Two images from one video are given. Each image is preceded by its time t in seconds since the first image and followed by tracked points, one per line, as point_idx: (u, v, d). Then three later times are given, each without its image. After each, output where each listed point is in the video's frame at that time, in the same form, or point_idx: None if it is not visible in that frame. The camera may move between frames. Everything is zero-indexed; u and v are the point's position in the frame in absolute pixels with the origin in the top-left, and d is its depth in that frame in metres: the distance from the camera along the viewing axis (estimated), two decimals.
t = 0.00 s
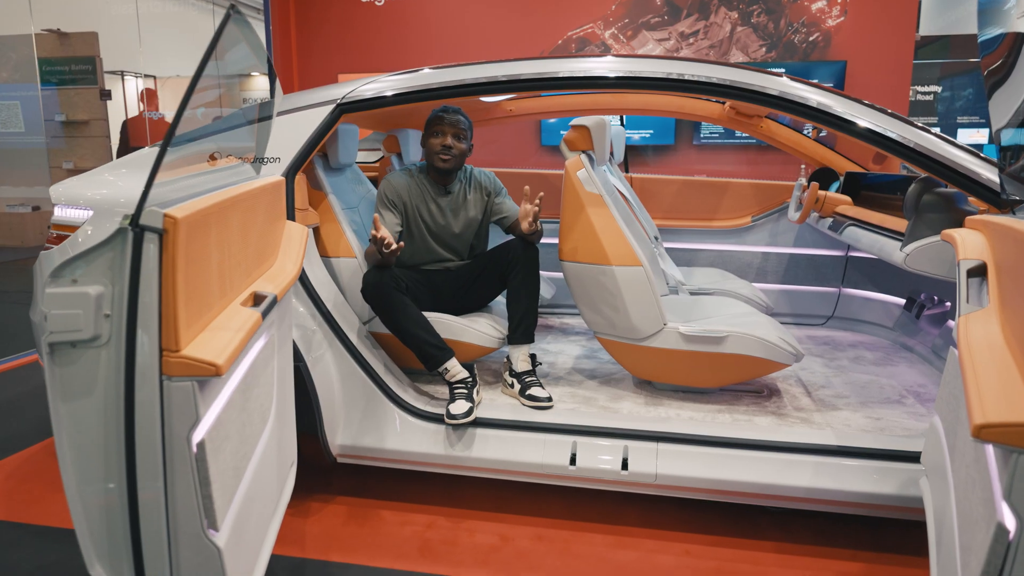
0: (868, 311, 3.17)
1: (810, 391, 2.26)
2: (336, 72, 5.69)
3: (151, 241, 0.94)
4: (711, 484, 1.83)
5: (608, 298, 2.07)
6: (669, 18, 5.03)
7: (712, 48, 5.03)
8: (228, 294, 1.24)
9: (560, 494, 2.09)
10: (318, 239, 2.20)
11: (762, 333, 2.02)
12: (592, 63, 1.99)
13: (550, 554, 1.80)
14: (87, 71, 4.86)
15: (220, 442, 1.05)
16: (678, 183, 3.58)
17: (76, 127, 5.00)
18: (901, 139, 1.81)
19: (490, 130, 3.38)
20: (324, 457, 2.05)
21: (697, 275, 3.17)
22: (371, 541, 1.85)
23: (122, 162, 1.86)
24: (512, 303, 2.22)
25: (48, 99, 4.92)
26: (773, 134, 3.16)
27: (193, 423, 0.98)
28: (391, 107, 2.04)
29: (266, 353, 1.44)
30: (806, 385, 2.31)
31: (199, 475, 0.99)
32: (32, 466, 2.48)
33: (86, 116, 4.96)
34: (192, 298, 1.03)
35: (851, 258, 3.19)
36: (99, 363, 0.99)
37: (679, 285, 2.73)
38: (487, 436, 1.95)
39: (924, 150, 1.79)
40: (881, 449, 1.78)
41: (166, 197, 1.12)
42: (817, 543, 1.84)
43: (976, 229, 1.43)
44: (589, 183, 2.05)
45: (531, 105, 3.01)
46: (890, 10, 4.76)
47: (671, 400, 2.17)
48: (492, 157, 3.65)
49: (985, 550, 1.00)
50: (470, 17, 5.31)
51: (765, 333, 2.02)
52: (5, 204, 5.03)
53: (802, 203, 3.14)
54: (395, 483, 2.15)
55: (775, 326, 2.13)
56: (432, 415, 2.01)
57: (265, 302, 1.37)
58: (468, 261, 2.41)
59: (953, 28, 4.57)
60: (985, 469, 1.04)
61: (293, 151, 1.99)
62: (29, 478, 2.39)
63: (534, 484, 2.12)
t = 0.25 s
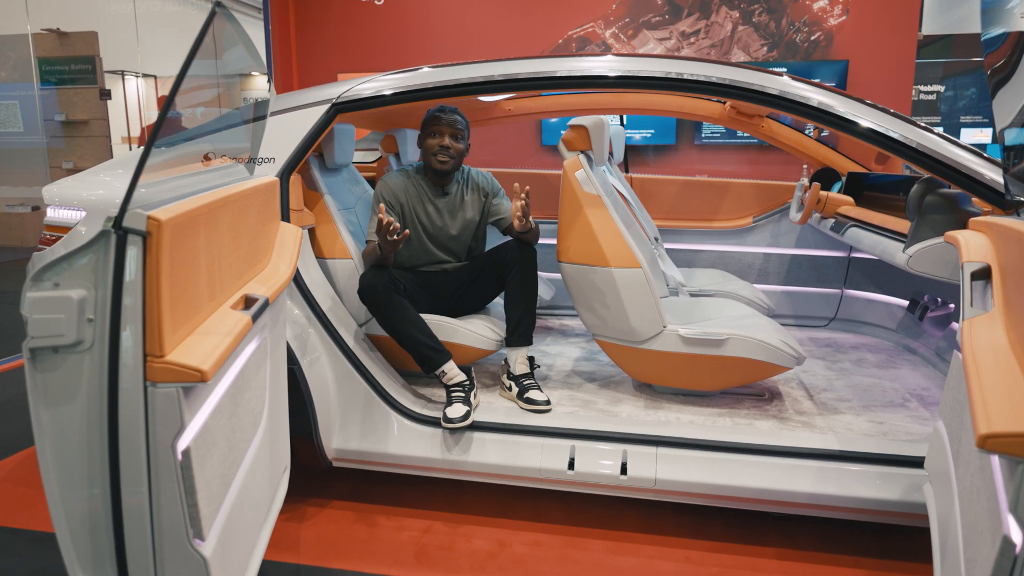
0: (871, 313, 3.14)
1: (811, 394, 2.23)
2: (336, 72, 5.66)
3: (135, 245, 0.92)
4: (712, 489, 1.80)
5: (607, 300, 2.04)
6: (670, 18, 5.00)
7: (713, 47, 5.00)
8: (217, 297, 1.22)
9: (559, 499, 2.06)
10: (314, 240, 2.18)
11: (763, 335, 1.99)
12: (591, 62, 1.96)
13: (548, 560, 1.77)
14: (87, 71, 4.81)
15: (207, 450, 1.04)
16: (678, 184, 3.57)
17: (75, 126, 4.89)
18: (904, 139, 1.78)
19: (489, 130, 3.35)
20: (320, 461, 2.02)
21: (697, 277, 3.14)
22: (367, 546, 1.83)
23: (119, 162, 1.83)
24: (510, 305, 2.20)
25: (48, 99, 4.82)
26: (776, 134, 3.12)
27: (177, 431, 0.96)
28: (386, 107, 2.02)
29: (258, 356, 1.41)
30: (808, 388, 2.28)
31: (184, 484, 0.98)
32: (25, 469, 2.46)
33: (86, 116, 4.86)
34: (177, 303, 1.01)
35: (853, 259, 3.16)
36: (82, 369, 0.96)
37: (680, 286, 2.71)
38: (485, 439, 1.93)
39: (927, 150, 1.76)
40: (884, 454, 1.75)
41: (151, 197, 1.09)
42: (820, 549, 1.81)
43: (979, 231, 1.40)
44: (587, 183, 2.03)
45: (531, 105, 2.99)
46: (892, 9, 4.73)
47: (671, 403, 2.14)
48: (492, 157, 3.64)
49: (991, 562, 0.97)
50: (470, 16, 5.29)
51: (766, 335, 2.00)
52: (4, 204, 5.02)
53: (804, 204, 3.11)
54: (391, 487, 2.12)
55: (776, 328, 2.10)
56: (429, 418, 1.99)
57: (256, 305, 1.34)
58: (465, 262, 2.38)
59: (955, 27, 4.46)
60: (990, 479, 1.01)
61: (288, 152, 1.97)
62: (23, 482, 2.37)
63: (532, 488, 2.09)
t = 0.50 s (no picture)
0: (874, 314, 3.11)
1: (814, 397, 2.20)
2: (336, 71, 5.64)
3: (119, 248, 0.90)
4: (713, 495, 1.77)
5: (606, 302, 2.01)
6: (671, 17, 4.97)
7: (714, 47, 4.97)
8: (206, 301, 1.19)
9: (557, 503, 2.03)
10: (310, 241, 2.16)
11: (765, 338, 1.96)
12: (591, 61, 1.94)
13: (546, 565, 1.75)
14: (86, 71, 4.71)
15: (194, 457, 1.01)
16: (680, 184, 3.53)
17: (74, 126, 4.74)
18: (907, 139, 1.75)
19: (489, 129, 3.33)
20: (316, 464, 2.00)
21: (698, 278, 3.11)
22: (362, 551, 1.80)
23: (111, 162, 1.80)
24: (508, 307, 2.17)
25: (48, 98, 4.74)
26: (777, 133, 3.09)
27: (163, 438, 0.93)
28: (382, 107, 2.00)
29: (250, 360, 1.39)
30: (810, 391, 2.25)
31: (170, 493, 0.96)
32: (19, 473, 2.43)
33: (86, 116, 4.70)
34: (163, 307, 0.98)
35: (856, 260, 3.13)
36: (65, 375, 0.92)
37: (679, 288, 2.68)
38: (482, 443, 1.90)
39: (930, 150, 1.73)
40: (887, 459, 1.73)
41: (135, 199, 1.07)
42: (822, 555, 1.78)
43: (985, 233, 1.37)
44: (586, 184, 2.01)
45: (529, 105, 3.00)
46: (894, 8, 4.70)
47: (671, 407, 2.11)
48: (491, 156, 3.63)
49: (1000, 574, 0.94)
50: (470, 16, 5.26)
51: (768, 338, 1.97)
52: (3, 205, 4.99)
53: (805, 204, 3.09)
54: (388, 491, 2.10)
55: (778, 330, 2.08)
56: (426, 421, 1.96)
57: (247, 308, 1.32)
58: (463, 263, 2.36)
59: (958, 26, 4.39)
60: (999, 489, 0.99)
61: (283, 152, 1.95)
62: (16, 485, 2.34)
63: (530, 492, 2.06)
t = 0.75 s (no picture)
0: (876, 316, 3.08)
1: (816, 400, 2.17)
2: (336, 71, 5.61)
3: (102, 250, 0.87)
4: (715, 500, 1.74)
5: (606, 304, 1.99)
6: (671, 16, 4.94)
7: (715, 46, 4.94)
8: (196, 304, 1.17)
9: (556, 508, 2.01)
10: (306, 242, 2.14)
11: (766, 340, 1.94)
12: (592, 60, 1.91)
13: (545, 572, 1.72)
14: (85, 71, 4.66)
15: (183, 465, 0.99)
16: (681, 184, 3.51)
17: (73, 126, 4.68)
18: (912, 138, 1.72)
19: (488, 128, 3.30)
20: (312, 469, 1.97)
21: (699, 279, 3.09)
22: (358, 557, 1.78)
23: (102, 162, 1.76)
24: (506, 309, 2.15)
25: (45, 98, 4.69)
26: (778, 133, 3.06)
27: (149, 446, 0.91)
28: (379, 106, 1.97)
29: (243, 364, 1.36)
30: (812, 394, 2.22)
31: (157, 502, 0.93)
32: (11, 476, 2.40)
33: (84, 115, 4.63)
34: (150, 311, 0.96)
35: (858, 261, 3.10)
36: (48, 381, 0.90)
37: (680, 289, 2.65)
38: (481, 447, 1.88)
39: (935, 150, 1.70)
40: (891, 464, 1.70)
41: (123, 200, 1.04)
42: (825, 561, 1.75)
43: (992, 234, 1.35)
44: (585, 185, 1.98)
45: (528, 104, 2.99)
46: (897, 7, 4.68)
47: (672, 410, 2.09)
48: (491, 156, 3.69)
49: None
50: (470, 16, 5.23)
51: (770, 341, 1.94)
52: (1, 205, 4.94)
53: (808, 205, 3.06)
54: (385, 495, 2.07)
55: (779, 333, 2.05)
56: (424, 425, 1.94)
57: (240, 311, 1.30)
58: (461, 264, 2.33)
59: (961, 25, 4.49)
60: (1009, 500, 0.96)
61: (279, 152, 1.92)
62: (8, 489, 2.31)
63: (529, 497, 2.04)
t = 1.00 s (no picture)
0: (880, 317, 3.05)
1: (819, 404, 2.14)
2: (336, 70, 5.58)
3: (86, 253, 0.85)
4: (716, 505, 1.72)
5: (606, 306, 1.96)
6: (673, 15, 4.91)
7: (717, 46, 4.91)
8: (186, 307, 1.14)
9: (556, 513, 1.98)
10: (303, 244, 2.11)
11: (768, 343, 1.91)
12: (593, 58, 1.88)
13: None
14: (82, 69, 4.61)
15: (170, 473, 0.97)
16: (682, 185, 3.48)
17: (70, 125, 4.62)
18: (917, 138, 1.70)
19: (488, 127, 3.27)
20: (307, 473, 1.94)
21: (700, 280, 3.06)
22: (354, 563, 1.75)
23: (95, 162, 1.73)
24: (505, 311, 2.12)
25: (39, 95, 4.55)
26: (781, 133, 3.05)
27: (135, 455, 0.89)
28: (375, 105, 1.95)
29: (236, 368, 1.34)
30: (815, 397, 2.19)
31: (143, 512, 0.91)
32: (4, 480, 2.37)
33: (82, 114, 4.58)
34: (137, 316, 0.94)
35: (861, 262, 3.08)
36: (31, 388, 0.86)
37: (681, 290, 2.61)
38: (479, 451, 1.85)
39: (940, 150, 1.68)
40: (896, 469, 1.68)
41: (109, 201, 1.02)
42: (828, 568, 1.73)
43: (1000, 235, 1.32)
44: (585, 185, 1.95)
45: (528, 104, 2.97)
46: (900, 6, 4.65)
47: (673, 413, 2.06)
48: (491, 157, 3.71)
49: None
50: (470, 15, 5.20)
51: (773, 343, 1.92)
52: None
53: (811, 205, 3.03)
54: (382, 499, 2.04)
55: (782, 335, 2.02)
56: (421, 429, 1.91)
57: (232, 314, 1.27)
58: (460, 266, 2.31)
59: (963, 25, 4.64)
60: None
61: (274, 152, 1.90)
62: None
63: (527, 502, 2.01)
